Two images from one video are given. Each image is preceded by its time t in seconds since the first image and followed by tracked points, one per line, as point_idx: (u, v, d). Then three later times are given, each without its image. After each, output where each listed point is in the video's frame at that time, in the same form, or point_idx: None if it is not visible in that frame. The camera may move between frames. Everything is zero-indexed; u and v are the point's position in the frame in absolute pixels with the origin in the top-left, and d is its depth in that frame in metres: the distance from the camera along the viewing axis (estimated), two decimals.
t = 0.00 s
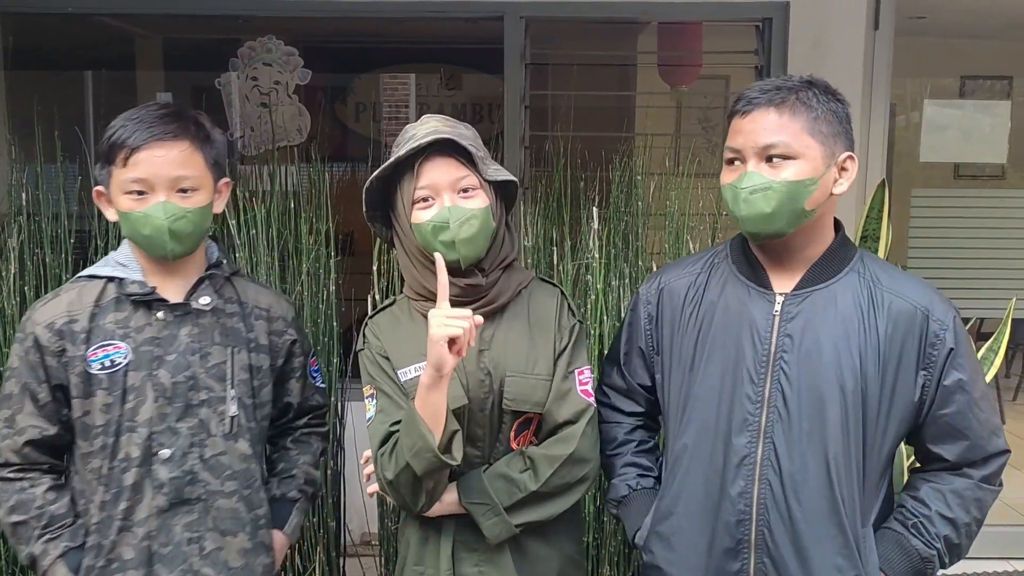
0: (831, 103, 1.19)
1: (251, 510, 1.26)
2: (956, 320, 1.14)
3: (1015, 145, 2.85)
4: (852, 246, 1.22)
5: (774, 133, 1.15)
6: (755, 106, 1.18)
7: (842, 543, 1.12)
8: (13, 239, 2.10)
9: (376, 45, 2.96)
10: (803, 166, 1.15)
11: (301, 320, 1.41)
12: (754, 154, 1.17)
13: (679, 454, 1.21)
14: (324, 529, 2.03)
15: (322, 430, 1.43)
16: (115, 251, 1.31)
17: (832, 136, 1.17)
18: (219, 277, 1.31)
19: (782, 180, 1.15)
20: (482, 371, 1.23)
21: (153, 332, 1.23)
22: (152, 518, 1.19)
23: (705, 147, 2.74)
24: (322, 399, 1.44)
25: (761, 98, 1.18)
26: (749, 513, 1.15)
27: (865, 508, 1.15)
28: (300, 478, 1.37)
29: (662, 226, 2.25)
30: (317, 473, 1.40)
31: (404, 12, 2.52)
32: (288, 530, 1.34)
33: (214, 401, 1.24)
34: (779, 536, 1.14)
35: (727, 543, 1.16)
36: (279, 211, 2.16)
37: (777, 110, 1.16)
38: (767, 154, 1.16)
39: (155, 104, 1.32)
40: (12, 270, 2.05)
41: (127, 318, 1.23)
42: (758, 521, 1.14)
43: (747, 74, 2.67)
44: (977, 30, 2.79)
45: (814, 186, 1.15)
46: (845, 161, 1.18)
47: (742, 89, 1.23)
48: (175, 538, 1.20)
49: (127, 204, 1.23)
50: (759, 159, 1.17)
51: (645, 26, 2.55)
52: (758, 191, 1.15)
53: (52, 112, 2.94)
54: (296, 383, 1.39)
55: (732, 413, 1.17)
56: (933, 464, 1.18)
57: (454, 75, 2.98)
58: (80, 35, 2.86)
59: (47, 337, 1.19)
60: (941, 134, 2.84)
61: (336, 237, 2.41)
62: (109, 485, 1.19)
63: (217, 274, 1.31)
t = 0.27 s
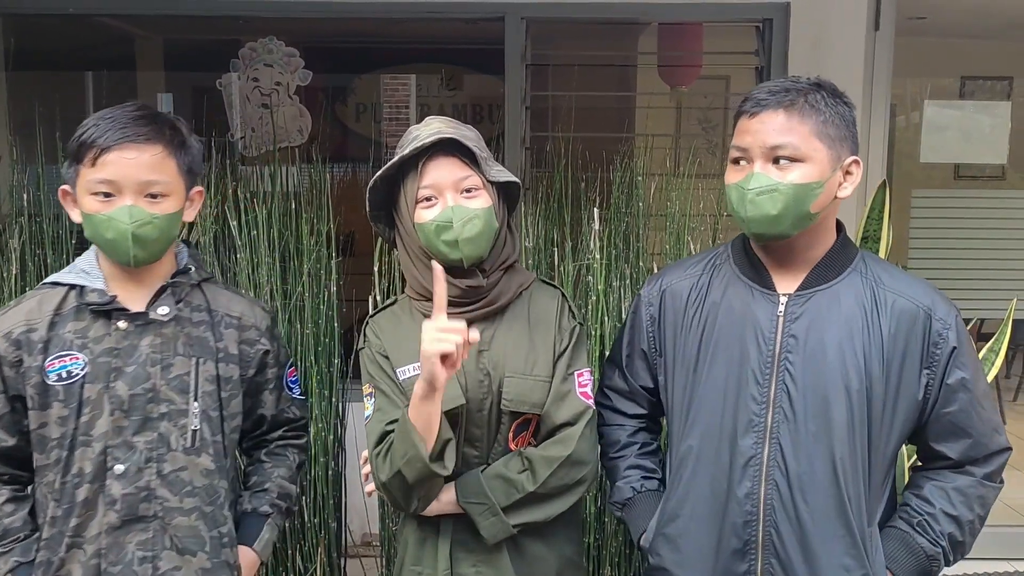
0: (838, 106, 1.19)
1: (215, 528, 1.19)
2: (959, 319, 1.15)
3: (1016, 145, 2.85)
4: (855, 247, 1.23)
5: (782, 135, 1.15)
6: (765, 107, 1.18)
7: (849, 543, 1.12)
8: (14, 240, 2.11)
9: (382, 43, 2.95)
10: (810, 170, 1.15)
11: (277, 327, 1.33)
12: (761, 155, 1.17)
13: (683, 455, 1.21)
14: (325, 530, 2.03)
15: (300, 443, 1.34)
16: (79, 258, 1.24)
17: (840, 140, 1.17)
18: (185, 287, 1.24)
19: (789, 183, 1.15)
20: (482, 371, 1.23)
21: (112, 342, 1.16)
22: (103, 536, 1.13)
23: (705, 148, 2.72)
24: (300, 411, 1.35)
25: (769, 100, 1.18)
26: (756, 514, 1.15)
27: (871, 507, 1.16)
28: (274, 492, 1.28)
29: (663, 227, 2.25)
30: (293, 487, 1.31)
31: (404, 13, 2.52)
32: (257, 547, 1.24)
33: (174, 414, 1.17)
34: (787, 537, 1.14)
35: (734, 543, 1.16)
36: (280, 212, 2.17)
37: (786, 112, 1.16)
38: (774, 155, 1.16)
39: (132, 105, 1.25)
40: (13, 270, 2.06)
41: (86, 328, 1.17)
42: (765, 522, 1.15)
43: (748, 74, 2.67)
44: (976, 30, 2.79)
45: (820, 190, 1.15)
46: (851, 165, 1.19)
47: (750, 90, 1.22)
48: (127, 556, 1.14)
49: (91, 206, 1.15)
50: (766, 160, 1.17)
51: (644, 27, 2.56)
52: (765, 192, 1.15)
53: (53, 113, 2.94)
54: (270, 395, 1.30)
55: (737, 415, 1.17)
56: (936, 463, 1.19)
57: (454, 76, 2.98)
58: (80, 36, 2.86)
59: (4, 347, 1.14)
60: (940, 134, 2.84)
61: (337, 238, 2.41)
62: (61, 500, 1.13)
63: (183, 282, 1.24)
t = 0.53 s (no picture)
0: (845, 109, 1.18)
1: (207, 534, 1.17)
2: (963, 321, 1.14)
3: (1016, 147, 2.85)
4: (859, 249, 1.23)
5: (789, 138, 1.15)
6: (772, 109, 1.18)
7: (851, 544, 1.12)
8: (14, 242, 2.11)
9: (382, 45, 2.94)
10: (816, 173, 1.15)
11: (267, 323, 1.31)
12: (767, 157, 1.17)
13: (685, 456, 1.21)
14: (326, 532, 2.03)
15: (294, 443, 1.33)
16: (59, 262, 1.22)
17: (845, 143, 1.17)
18: (169, 287, 1.22)
19: (795, 185, 1.15)
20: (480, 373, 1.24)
21: (96, 347, 1.14)
22: (91, 545, 1.11)
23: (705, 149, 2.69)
24: (292, 411, 1.33)
25: (776, 101, 1.18)
26: (757, 514, 1.15)
27: (873, 509, 1.16)
28: (266, 495, 1.27)
29: (663, 228, 2.25)
30: (286, 489, 1.30)
31: (404, 15, 2.53)
32: (249, 552, 1.23)
33: (162, 419, 1.15)
34: (787, 538, 1.14)
35: (735, 544, 1.16)
36: (281, 214, 2.17)
37: (793, 114, 1.16)
38: (780, 158, 1.16)
39: (113, 104, 1.24)
40: (13, 273, 2.06)
41: (69, 333, 1.14)
42: (766, 523, 1.14)
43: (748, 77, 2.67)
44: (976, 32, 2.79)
45: (825, 193, 1.16)
46: (856, 169, 1.19)
47: (758, 90, 1.22)
48: (117, 564, 1.12)
49: (75, 207, 1.14)
50: (772, 163, 1.17)
51: (645, 28, 2.59)
52: (769, 196, 1.15)
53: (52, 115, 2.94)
54: (260, 396, 1.28)
55: (739, 416, 1.17)
56: (940, 466, 1.19)
57: (455, 78, 2.99)
58: (79, 38, 2.86)
59: None
60: (941, 136, 2.84)
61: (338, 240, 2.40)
62: (49, 509, 1.11)
63: (167, 283, 1.22)
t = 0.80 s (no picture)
0: (848, 109, 1.19)
1: (203, 535, 1.17)
2: (964, 321, 1.14)
3: (1016, 147, 2.85)
4: (860, 249, 1.23)
5: (793, 138, 1.15)
6: (776, 108, 1.18)
7: (852, 544, 1.12)
8: (14, 241, 2.11)
9: (382, 46, 2.94)
10: (818, 172, 1.15)
11: (264, 325, 1.31)
12: (771, 157, 1.17)
13: (687, 455, 1.21)
14: (326, 531, 2.03)
15: (292, 444, 1.33)
16: (55, 262, 1.21)
17: (849, 144, 1.17)
18: (165, 288, 1.21)
19: (798, 185, 1.15)
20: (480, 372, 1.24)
21: (91, 348, 1.14)
22: (87, 547, 1.11)
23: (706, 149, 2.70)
24: (289, 411, 1.33)
25: (780, 101, 1.18)
26: (758, 514, 1.15)
27: (874, 509, 1.16)
28: (263, 497, 1.27)
29: (664, 228, 2.25)
30: (284, 490, 1.30)
31: (404, 15, 2.53)
32: (246, 553, 1.23)
33: (158, 421, 1.15)
34: (789, 537, 1.14)
35: (736, 544, 1.16)
36: (282, 214, 2.17)
37: (797, 114, 1.16)
38: (783, 158, 1.16)
39: (112, 105, 1.24)
40: (12, 272, 2.06)
41: (65, 334, 1.14)
42: (767, 523, 1.14)
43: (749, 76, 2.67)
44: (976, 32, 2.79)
45: (828, 193, 1.15)
46: (858, 169, 1.19)
47: (762, 89, 1.22)
48: (112, 567, 1.12)
49: (77, 208, 1.14)
50: (775, 163, 1.17)
51: (646, 27, 2.59)
52: (772, 195, 1.15)
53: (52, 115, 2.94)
54: (258, 397, 1.28)
55: (741, 415, 1.17)
56: (942, 466, 1.19)
57: (455, 78, 2.99)
58: (79, 38, 2.86)
59: None
60: (941, 136, 2.83)
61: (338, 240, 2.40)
62: (45, 511, 1.11)
63: (163, 284, 1.21)
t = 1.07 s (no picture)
0: (849, 109, 1.19)
1: (204, 533, 1.17)
2: (963, 320, 1.14)
3: (1017, 147, 2.84)
4: (859, 248, 1.23)
5: (795, 138, 1.15)
6: (778, 108, 1.17)
7: (853, 542, 1.12)
8: (14, 240, 2.11)
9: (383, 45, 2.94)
10: (821, 173, 1.15)
11: (267, 323, 1.31)
12: (772, 156, 1.16)
13: (687, 456, 1.21)
14: (326, 531, 2.03)
15: (294, 443, 1.32)
16: (56, 260, 1.21)
17: (850, 144, 1.17)
18: (167, 286, 1.21)
19: (800, 186, 1.15)
20: (477, 370, 1.24)
21: (93, 346, 1.14)
22: (88, 544, 1.11)
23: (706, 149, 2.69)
24: (292, 409, 1.33)
25: (782, 100, 1.18)
26: (760, 514, 1.14)
27: (875, 508, 1.16)
28: (264, 495, 1.27)
29: (664, 228, 2.25)
30: (286, 489, 1.29)
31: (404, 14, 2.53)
32: (247, 552, 1.22)
33: (159, 418, 1.15)
34: (790, 537, 1.13)
35: (738, 544, 1.16)
36: (282, 213, 2.17)
37: (800, 114, 1.16)
38: (786, 158, 1.16)
39: (116, 104, 1.24)
40: (13, 271, 2.06)
41: (65, 331, 1.14)
42: (768, 523, 1.14)
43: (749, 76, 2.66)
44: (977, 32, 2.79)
45: (831, 193, 1.16)
46: (860, 169, 1.19)
47: (763, 89, 1.22)
48: (113, 565, 1.12)
49: (83, 206, 1.13)
50: (777, 162, 1.17)
51: (647, 27, 2.59)
52: (775, 195, 1.15)
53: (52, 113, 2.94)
54: (260, 394, 1.29)
55: (741, 415, 1.16)
56: (942, 465, 1.19)
57: (455, 77, 2.98)
58: (79, 37, 2.86)
59: None
60: (941, 136, 2.83)
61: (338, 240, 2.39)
62: (45, 509, 1.11)
63: (165, 281, 1.21)
